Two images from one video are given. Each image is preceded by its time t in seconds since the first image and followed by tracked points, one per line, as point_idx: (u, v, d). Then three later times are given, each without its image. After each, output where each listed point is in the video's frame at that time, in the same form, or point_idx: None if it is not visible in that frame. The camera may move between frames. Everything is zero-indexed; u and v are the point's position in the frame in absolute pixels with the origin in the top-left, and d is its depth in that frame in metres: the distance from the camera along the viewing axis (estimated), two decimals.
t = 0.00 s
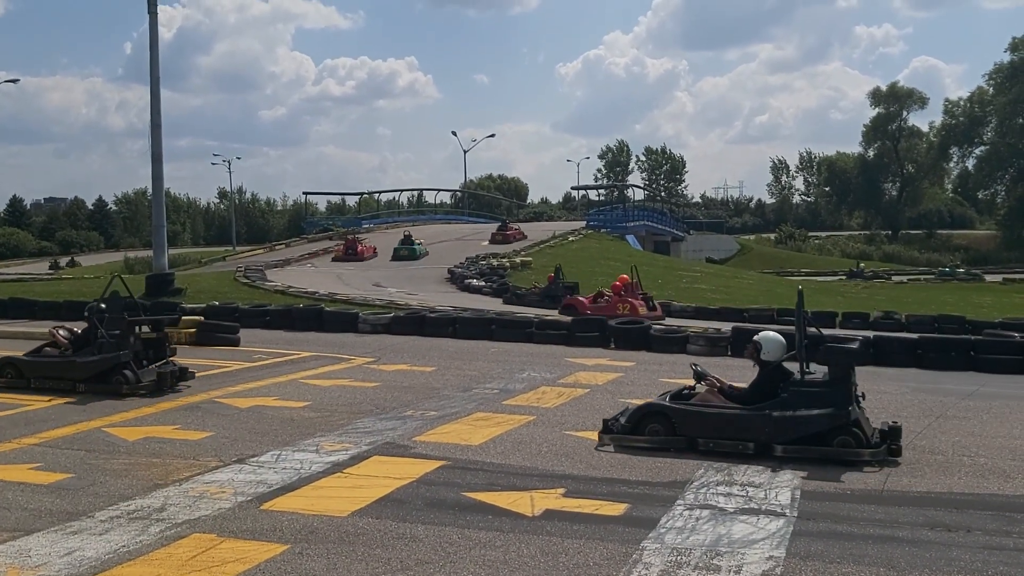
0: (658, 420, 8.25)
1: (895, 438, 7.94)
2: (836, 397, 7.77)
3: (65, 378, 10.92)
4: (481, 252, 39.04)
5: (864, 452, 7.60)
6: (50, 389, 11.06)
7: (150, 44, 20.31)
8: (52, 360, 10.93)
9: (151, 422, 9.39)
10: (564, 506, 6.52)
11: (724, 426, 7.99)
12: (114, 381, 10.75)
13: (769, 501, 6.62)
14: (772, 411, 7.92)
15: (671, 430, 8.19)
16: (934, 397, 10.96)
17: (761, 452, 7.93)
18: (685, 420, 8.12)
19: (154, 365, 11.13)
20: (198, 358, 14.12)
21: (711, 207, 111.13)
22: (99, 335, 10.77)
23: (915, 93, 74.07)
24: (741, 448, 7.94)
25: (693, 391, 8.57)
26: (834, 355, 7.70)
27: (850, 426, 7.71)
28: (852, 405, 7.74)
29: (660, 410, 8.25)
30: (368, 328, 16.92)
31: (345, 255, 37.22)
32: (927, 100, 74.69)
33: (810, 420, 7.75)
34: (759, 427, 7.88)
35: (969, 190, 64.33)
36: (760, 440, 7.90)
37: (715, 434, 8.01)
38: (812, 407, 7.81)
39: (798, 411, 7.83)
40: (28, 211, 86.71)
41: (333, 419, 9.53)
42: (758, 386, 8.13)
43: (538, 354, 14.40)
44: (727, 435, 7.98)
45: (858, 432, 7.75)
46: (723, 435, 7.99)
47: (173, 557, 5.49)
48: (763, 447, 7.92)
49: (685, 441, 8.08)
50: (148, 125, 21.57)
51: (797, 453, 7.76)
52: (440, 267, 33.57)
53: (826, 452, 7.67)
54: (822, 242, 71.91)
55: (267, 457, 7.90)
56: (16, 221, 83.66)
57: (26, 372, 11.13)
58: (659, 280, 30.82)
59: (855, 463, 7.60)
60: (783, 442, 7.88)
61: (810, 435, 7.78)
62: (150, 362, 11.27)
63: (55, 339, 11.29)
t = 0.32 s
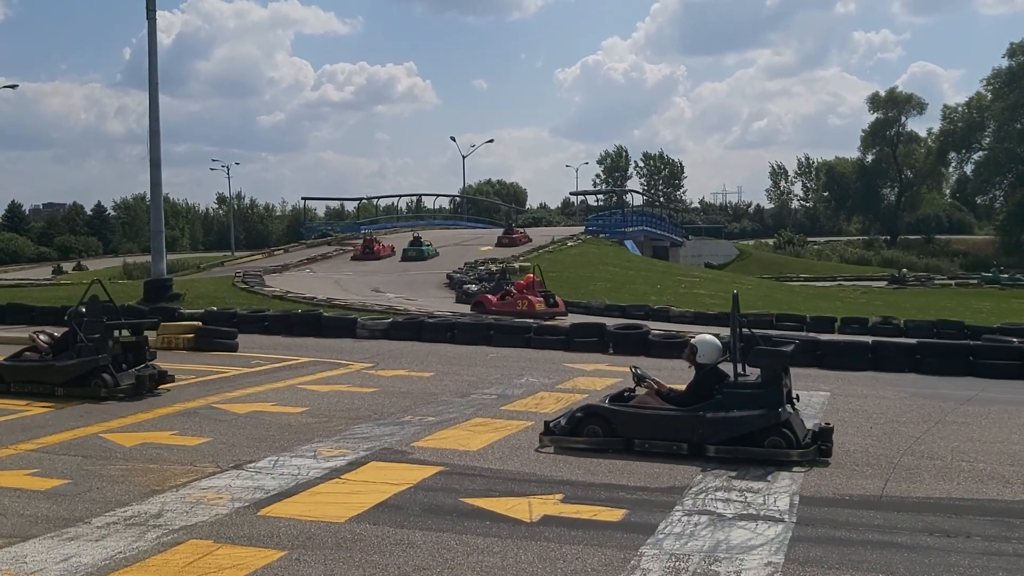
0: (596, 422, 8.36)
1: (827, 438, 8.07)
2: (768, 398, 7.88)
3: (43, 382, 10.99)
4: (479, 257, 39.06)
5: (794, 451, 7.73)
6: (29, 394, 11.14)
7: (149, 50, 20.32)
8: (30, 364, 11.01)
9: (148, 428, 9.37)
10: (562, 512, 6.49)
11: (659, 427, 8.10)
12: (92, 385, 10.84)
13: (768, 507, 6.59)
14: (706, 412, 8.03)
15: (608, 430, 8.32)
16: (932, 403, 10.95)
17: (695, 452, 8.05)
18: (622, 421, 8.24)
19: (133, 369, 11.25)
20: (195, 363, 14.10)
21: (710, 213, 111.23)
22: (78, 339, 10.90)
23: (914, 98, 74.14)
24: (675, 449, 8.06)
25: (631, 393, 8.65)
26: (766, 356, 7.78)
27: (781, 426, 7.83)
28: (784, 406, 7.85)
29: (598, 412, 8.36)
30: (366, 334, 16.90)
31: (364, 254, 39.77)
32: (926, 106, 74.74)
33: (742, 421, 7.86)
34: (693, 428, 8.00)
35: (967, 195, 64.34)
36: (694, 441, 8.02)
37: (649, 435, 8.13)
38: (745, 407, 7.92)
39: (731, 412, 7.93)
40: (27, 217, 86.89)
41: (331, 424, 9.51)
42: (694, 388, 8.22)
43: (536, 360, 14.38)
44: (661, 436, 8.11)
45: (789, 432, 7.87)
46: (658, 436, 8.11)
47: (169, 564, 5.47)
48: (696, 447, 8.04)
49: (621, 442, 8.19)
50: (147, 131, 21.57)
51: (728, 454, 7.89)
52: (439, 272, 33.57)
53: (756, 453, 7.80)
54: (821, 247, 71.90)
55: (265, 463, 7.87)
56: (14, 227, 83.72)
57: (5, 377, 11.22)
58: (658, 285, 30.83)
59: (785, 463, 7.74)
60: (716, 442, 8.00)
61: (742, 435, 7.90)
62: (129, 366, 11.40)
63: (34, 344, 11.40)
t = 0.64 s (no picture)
0: (535, 422, 8.56)
1: (758, 439, 8.27)
2: (700, 398, 8.07)
3: (16, 385, 11.01)
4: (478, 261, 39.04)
5: (725, 450, 7.92)
6: (3, 396, 11.17)
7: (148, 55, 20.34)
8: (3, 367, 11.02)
9: (147, 432, 9.36)
10: (561, 516, 6.49)
11: (595, 426, 8.31)
12: (66, 387, 10.93)
13: (767, 511, 6.59)
14: (641, 412, 8.23)
15: (548, 430, 8.51)
16: (931, 406, 10.96)
17: (629, 451, 8.23)
18: (560, 421, 8.43)
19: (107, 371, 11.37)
20: (194, 367, 14.09)
21: (709, 217, 111.32)
22: (52, 342, 10.93)
23: (913, 103, 74.29)
24: (610, 448, 8.24)
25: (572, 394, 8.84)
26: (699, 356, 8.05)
27: (712, 425, 8.05)
28: (715, 405, 8.05)
29: (538, 413, 8.56)
30: (364, 338, 16.90)
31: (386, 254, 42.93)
32: (924, 110, 74.84)
33: (675, 420, 8.07)
34: (628, 427, 8.19)
35: (966, 200, 64.42)
36: (629, 440, 8.21)
37: (586, 434, 8.33)
38: (679, 407, 8.12)
39: (665, 411, 8.14)
40: (26, 220, 86.97)
41: (330, 428, 9.49)
42: (631, 389, 8.44)
43: (535, 364, 14.37)
44: (597, 435, 8.30)
45: (721, 432, 8.07)
46: (594, 435, 8.30)
47: (167, 567, 5.46)
48: (631, 446, 8.22)
49: (559, 442, 8.38)
50: (147, 135, 21.58)
51: (661, 452, 8.08)
52: (438, 276, 33.58)
53: (688, 451, 8.01)
54: (820, 251, 71.91)
55: (263, 467, 7.86)
56: (13, 231, 83.68)
57: None
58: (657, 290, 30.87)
59: (716, 462, 7.93)
60: (650, 441, 8.20)
61: (675, 433, 8.11)
62: (103, 368, 11.55)
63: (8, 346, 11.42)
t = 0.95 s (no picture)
0: (485, 419, 8.72)
1: (702, 436, 8.45)
2: (644, 396, 8.20)
3: None
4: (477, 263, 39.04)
5: (667, 448, 8.09)
6: None
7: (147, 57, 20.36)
8: None
9: (145, 434, 9.34)
10: (559, 517, 6.48)
11: (543, 424, 8.47)
12: (38, 387, 11.02)
13: (766, 513, 6.58)
14: (588, 410, 8.38)
15: (497, 428, 8.68)
16: (929, 408, 10.96)
17: (575, 448, 8.39)
18: (509, 419, 8.60)
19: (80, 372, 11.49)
20: (191, 369, 14.08)
21: (708, 219, 111.42)
22: (25, 342, 11.04)
23: (911, 105, 74.42)
24: (556, 445, 8.41)
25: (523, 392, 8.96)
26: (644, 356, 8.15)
27: (655, 423, 8.21)
28: (659, 404, 8.18)
29: (488, 411, 8.72)
30: (363, 339, 16.89)
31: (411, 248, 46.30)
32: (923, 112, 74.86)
33: (619, 418, 8.23)
34: (574, 425, 8.35)
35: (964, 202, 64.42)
36: (574, 438, 8.37)
37: (533, 432, 8.50)
38: (624, 406, 8.26)
39: (611, 410, 8.29)
40: (24, 222, 86.94)
41: (328, 430, 9.48)
42: (579, 387, 8.58)
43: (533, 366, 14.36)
44: (544, 432, 8.47)
45: (664, 430, 8.24)
46: (541, 433, 8.47)
47: (165, 569, 5.45)
48: (577, 443, 8.38)
49: (507, 439, 8.54)
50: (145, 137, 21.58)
51: (606, 450, 8.24)
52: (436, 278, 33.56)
53: (632, 449, 8.18)
54: (818, 253, 71.92)
55: (261, 469, 7.85)
56: (11, 233, 83.64)
57: None
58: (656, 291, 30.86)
59: (658, 459, 8.10)
60: (596, 439, 8.35)
61: (620, 431, 8.27)
62: (75, 368, 11.66)
63: None
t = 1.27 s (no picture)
0: (435, 415, 8.84)
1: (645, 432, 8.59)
2: (589, 392, 8.35)
3: None
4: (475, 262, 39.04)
5: (609, 443, 8.21)
6: None
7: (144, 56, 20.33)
8: None
9: (145, 433, 9.34)
10: (557, 517, 6.49)
11: (490, 419, 8.62)
12: (3, 385, 11.15)
13: (764, 512, 6.59)
14: (534, 406, 8.53)
15: (446, 422, 8.81)
16: (928, 407, 10.96)
17: (521, 443, 8.54)
18: (458, 415, 8.72)
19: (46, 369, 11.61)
20: (189, 369, 14.09)
21: (706, 219, 111.43)
22: None
23: (910, 104, 74.39)
24: (502, 440, 8.54)
25: (475, 389, 9.11)
26: (588, 354, 8.32)
27: (598, 419, 8.34)
28: (602, 400, 8.32)
29: (437, 406, 8.86)
30: (362, 339, 16.89)
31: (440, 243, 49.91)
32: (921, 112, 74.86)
33: (563, 413, 8.37)
34: (520, 420, 8.51)
35: (963, 201, 64.43)
36: (520, 433, 8.51)
37: (481, 428, 8.64)
38: (569, 401, 8.41)
39: (555, 406, 8.43)
40: (23, 221, 86.87)
41: (327, 429, 9.49)
42: (528, 384, 8.73)
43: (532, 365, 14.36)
44: (491, 428, 8.62)
45: (607, 425, 8.37)
46: (488, 428, 8.62)
47: (164, 568, 5.46)
48: (522, 438, 8.53)
49: (456, 435, 8.67)
50: (143, 136, 21.57)
51: (549, 445, 8.36)
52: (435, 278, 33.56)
53: (575, 444, 8.30)
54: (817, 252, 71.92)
55: (260, 468, 7.85)
56: (10, 232, 83.55)
57: None
58: (655, 291, 30.84)
59: (599, 454, 8.22)
60: (541, 435, 8.48)
61: (564, 427, 8.41)
62: (41, 366, 11.76)
63: None
